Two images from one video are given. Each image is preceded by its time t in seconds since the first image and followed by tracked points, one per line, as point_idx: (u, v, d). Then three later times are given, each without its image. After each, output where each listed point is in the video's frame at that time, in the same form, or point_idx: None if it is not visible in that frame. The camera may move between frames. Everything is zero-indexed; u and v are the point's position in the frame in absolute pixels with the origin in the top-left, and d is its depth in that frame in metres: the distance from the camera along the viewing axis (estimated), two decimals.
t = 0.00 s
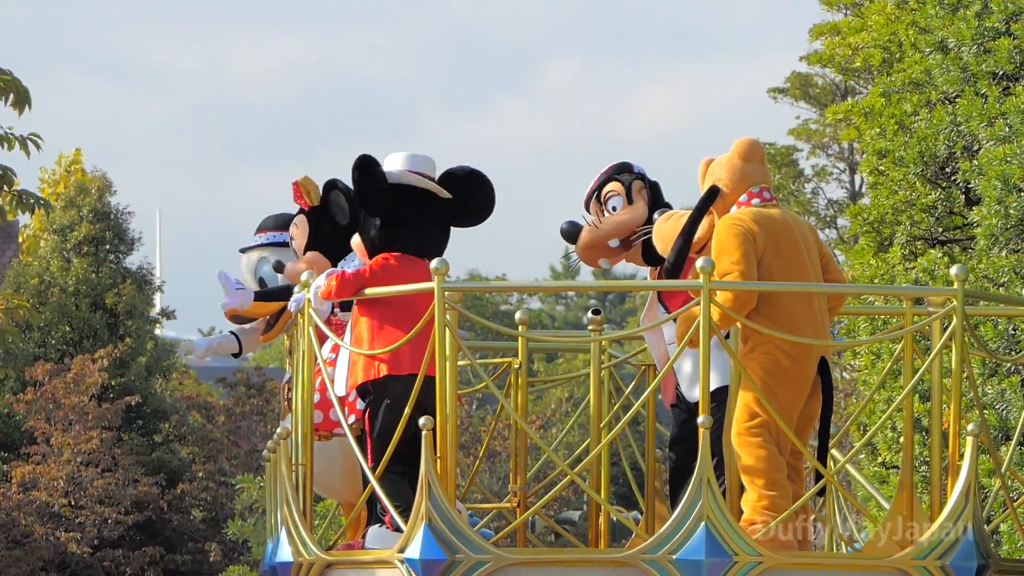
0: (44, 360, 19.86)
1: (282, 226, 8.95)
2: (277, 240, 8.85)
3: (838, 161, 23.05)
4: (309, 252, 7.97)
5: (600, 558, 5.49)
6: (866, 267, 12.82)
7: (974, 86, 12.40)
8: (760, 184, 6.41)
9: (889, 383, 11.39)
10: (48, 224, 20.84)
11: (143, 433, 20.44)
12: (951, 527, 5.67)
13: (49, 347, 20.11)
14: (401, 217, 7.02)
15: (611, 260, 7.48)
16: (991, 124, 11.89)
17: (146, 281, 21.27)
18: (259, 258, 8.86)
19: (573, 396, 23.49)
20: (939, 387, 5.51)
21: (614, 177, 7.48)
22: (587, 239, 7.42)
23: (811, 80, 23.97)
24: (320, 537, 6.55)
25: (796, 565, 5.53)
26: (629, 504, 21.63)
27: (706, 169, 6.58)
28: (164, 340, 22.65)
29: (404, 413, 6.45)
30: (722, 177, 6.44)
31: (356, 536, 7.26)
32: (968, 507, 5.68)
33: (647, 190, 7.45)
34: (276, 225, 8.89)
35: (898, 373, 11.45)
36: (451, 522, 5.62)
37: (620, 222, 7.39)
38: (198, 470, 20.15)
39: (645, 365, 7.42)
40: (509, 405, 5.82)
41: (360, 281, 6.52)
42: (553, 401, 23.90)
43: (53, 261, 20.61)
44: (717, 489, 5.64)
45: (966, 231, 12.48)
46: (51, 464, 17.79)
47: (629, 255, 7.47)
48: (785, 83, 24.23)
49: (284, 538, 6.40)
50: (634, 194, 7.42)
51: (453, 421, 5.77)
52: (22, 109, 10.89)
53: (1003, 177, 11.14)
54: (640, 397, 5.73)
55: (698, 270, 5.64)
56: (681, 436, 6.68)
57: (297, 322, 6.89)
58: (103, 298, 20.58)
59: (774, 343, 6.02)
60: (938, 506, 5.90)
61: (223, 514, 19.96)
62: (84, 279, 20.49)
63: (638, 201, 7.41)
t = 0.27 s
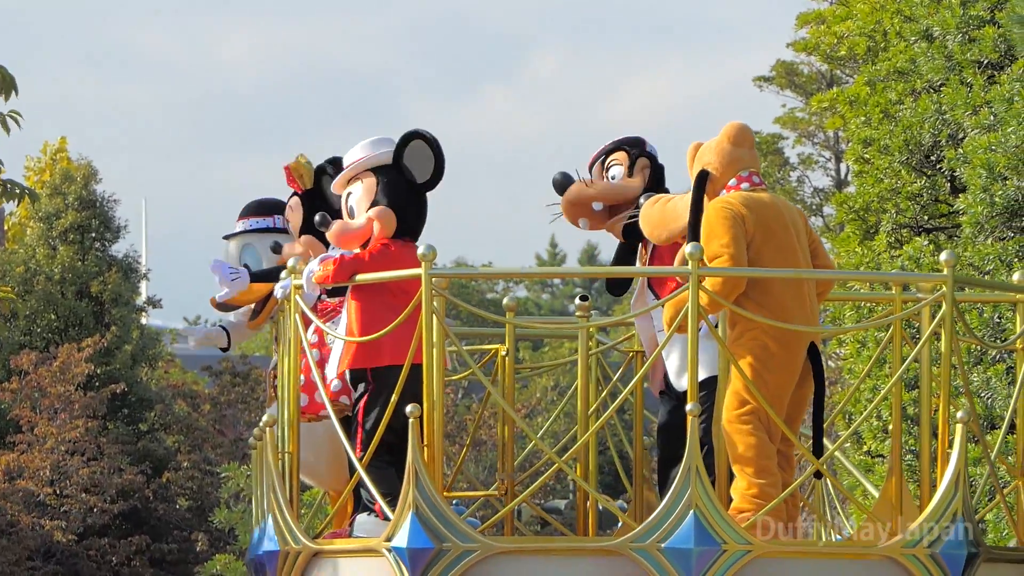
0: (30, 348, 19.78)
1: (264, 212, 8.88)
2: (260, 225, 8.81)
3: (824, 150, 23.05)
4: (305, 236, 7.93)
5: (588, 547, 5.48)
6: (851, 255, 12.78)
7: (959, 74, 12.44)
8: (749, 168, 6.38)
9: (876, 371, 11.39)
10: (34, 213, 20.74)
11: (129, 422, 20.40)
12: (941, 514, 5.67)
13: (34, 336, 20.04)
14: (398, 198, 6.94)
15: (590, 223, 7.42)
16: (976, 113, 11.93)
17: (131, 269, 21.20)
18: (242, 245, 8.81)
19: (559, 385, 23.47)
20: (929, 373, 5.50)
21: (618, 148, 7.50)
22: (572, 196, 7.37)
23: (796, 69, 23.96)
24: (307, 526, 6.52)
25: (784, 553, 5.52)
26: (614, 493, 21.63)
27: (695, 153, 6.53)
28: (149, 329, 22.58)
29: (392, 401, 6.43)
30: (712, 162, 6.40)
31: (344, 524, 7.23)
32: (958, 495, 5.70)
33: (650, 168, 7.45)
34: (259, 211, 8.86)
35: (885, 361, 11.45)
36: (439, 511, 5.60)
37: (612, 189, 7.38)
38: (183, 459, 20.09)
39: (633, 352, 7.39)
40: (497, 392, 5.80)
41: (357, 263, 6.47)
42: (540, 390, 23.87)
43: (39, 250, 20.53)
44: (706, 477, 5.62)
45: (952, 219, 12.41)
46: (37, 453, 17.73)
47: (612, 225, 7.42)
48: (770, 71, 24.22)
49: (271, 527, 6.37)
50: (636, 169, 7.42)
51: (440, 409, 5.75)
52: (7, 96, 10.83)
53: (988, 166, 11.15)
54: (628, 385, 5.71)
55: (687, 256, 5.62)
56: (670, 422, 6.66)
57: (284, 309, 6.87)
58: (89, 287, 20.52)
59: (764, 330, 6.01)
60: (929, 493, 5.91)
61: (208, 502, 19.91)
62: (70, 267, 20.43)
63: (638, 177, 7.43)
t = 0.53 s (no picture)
0: (26, 346, 19.75)
1: (269, 204, 8.88)
2: (265, 217, 8.81)
3: (821, 148, 23.03)
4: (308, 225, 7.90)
5: (586, 544, 5.46)
6: (848, 254, 12.64)
7: (956, 72, 12.47)
8: (751, 161, 6.36)
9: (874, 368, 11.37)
10: (31, 210, 20.71)
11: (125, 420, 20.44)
12: (941, 512, 5.66)
13: (30, 333, 20.00)
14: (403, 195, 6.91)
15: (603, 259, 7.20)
16: (973, 110, 11.92)
17: (128, 267, 21.17)
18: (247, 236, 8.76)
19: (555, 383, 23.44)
20: (930, 370, 5.49)
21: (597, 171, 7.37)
22: (589, 245, 7.07)
23: (793, 67, 23.94)
24: (304, 523, 6.50)
25: (784, 551, 5.50)
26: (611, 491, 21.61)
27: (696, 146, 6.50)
28: (146, 327, 22.55)
29: (390, 398, 6.41)
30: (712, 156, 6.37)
31: (341, 521, 7.21)
32: (959, 492, 5.70)
33: (636, 175, 7.40)
34: (262, 202, 8.86)
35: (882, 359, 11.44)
36: (437, 508, 5.59)
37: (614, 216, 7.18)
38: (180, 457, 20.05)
39: (632, 348, 7.37)
40: (496, 388, 5.78)
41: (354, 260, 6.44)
42: (536, 388, 23.84)
43: (36, 247, 20.50)
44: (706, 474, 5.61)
45: (948, 218, 12.42)
46: (33, 451, 17.71)
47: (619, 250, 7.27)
48: (767, 70, 24.20)
49: (268, 525, 6.35)
50: (624, 183, 7.34)
51: (438, 406, 5.73)
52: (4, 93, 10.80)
53: (984, 164, 11.17)
54: (627, 382, 5.69)
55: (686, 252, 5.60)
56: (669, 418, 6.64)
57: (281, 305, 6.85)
58: (86, 285, 20.49)
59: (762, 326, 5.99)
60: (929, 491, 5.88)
61: (205, 500, 19.88)
62: (66, 265, 20.40)
63: (629, 189, 7.36)
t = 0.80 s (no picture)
0: (26, 347, 19.73)
1: (262, 207, 8.85)
2: (257, 219, 8.76)
3: (820, 149, 23.03)
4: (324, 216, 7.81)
5: (589, 544, 5.44)
6: (848, 256, 12.59)
7: (955, 73, 12.54)
8: (759, 156, 6.32)
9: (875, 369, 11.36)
10: (30, 211, 20.69)
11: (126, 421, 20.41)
12: (946, 512, 5.64)
13: (31, 333, 19.99)
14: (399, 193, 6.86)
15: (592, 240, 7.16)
16: (972, 111, 11.99)
17: (128, 268, 21.14)
18: (240, 239, 8.72)
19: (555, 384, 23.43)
20: (934, 370, 5.46)
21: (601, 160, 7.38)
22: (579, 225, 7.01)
23: (792, 68, 23.95)
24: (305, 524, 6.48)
25: (787, 551, 5.49)
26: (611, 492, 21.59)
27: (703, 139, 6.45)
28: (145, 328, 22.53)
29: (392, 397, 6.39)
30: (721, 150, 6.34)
31: (343, 520, 7.19)
32: (963, 493, 5.68)
33: (640, 169, 7.40)
34: (254, 205, 8.82)
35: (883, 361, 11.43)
36: (438, 508, 5.57)
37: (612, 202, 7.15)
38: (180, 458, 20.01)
39: (635, 348, 7.35)
40: (497, 387, 5.76)
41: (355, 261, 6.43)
42: (536, 389, 23.83)
43: (35, 248, 20.48)
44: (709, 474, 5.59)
45: (947, 218, 12.40)
46: (34, 451, 17.70)
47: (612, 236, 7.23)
48: (767, 70, 24.21)
49: (269, 525, 6.34)
50: (628, 174, 7.35)
51: (440, 406, 5.71)
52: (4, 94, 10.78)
53: (983, 164, 11.19)
54: (630, 381, 5.67)
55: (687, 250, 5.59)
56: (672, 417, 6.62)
57: (281, 304, 6.82)
58: (86, 285, 20.48)
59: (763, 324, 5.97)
60: (933, 492, 5.86)
61: (205, 501, 19.87)
62: (66, 265, 20.39)
63: (632, 181, 7.37)
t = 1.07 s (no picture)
0: (27, 349, 19.72)
1: (268, 205, 8.80)
2: (265, 217, 8.74)
3: (820, 150, 23.02)
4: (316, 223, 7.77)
5: (592, 545, 5.42)
6: (848, 257, 12.67)
7: (956, 74, 12.49)
8: (776, 149, 6.23)
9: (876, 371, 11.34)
10: (31, 212, 20.68)
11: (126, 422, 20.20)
12: (951, 513, 5.62)
13: (31, 335, 20.04)
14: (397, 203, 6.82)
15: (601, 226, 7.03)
16: (973, 112, 11.96)
17: (129, 269, 21.13)
18: (243, 237, 8.71)
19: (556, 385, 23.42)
20: (939, 371, 5.44)
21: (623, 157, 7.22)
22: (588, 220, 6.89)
23: (793, 69, 23.97)
24: (307, 524, 6.46)
25: (791, 552, 5.47)
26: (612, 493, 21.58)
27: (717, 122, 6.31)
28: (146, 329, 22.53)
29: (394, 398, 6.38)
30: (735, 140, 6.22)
31: (345, 520, 7.17)
32: (969, 493, 5.64)
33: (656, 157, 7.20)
34: (263, 202, 8.80)
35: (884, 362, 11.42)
36: (441, 509, 5.55)
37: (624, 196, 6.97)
38: (181, 459, 20.10)
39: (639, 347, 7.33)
40: (501, 387, 5.74)
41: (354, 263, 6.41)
42: (537, 390, 23.82)
43: (35, 249, 20.46)
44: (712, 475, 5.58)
45: (948, 219, 12.38)
46: (34, 452, 17.70)
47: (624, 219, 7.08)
48: (767, 71, 24.22)
49: (270, 525, 6.32)
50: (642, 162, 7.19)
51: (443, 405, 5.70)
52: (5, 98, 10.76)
53: (983, 164, 11.18)
54: (633, 381, 5.65)
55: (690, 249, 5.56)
56: (672, 418, 6.60)
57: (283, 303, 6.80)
58: (86, 286, 20.46)
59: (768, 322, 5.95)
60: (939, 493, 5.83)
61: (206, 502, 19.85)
62: (66, 266, 20.38)
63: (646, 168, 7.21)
